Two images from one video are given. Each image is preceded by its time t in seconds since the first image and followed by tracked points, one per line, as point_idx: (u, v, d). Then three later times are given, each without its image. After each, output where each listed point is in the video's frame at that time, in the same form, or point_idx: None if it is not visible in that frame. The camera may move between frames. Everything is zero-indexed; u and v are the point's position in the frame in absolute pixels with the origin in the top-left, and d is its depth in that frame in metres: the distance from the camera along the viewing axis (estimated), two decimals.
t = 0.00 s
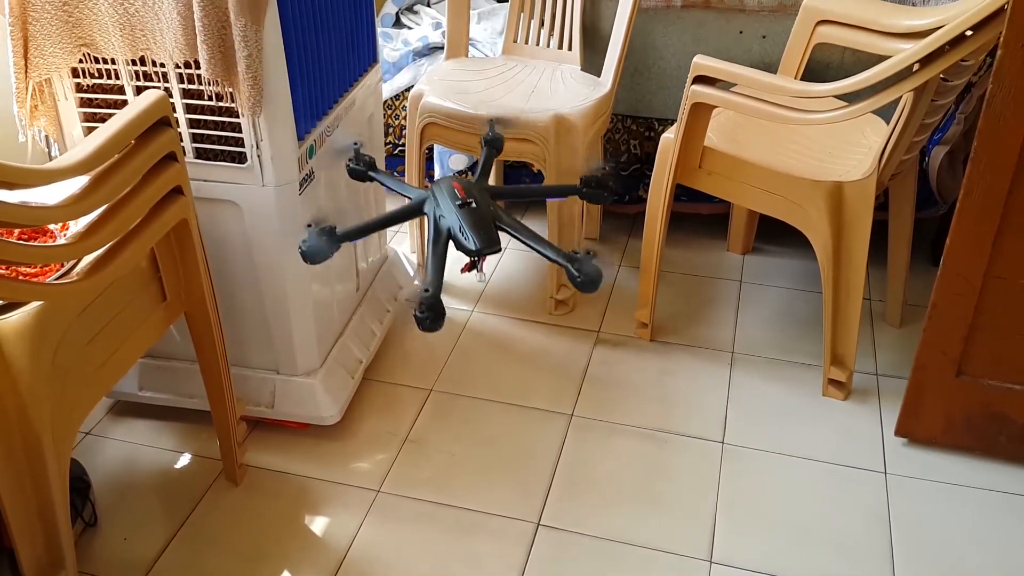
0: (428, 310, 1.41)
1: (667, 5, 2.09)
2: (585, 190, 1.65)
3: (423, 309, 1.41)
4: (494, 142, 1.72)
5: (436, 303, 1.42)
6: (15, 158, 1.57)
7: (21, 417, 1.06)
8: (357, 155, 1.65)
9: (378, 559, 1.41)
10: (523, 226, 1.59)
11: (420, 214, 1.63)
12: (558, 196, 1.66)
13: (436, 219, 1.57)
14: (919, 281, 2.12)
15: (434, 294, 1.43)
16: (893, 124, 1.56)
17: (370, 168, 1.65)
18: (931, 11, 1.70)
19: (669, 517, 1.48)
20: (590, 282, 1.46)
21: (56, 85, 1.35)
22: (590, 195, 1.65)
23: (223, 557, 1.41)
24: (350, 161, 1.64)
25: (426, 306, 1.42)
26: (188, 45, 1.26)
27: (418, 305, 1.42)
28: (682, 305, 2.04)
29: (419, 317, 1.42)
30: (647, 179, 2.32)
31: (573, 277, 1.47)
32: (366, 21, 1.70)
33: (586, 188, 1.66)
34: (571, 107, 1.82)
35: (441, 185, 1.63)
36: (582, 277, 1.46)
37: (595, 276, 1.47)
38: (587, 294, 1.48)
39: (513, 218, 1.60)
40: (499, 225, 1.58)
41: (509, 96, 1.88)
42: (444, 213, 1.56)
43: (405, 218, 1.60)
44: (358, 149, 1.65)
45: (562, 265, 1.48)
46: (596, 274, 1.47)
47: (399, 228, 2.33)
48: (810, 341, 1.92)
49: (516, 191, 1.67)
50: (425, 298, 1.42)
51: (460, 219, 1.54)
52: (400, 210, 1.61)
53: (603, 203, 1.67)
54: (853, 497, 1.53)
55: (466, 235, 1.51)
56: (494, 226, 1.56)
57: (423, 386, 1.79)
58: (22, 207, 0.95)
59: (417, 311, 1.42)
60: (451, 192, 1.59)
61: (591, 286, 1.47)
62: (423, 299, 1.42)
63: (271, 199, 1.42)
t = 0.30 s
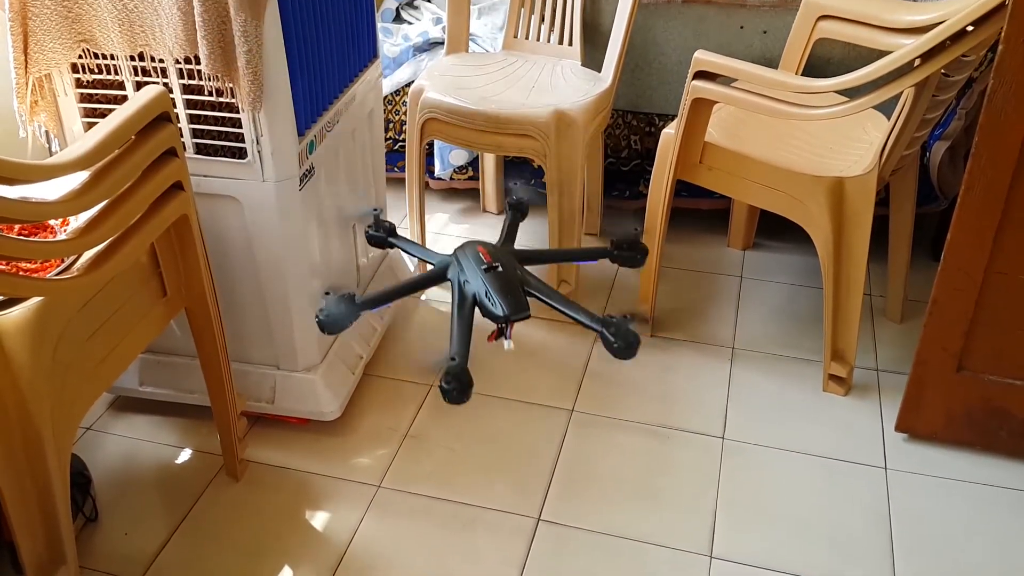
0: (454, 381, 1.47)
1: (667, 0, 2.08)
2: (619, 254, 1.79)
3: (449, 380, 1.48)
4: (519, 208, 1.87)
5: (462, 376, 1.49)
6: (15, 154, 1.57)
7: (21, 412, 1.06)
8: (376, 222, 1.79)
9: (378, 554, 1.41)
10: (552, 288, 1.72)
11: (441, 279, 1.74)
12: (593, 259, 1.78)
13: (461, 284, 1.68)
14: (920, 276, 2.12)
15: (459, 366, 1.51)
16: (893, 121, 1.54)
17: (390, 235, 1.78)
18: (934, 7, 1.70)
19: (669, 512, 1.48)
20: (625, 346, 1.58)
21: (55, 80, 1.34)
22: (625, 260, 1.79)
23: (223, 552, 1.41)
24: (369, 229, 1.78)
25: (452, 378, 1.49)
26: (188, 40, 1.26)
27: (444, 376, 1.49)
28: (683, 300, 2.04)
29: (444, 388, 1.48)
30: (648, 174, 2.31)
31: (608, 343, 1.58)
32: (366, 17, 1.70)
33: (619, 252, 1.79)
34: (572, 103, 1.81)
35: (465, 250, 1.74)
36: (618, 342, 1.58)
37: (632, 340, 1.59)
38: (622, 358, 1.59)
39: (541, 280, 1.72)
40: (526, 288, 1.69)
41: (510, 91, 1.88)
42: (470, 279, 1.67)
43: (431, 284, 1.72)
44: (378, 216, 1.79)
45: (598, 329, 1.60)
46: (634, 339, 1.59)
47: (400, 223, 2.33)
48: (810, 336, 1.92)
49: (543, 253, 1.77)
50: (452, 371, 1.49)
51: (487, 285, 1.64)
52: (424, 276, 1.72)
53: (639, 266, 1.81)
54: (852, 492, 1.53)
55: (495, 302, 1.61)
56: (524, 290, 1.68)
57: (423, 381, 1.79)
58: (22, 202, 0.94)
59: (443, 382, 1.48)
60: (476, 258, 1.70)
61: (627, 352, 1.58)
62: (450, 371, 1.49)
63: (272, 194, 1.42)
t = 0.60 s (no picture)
0: (464, 429, 1.41)
1: None
2: (637, 279, 1.79)
3: (459, 429, 1.41)
4: (530, 228, 1.87)
5: (472, 423, 1.42)
6: (13, 134, 1.57)
7: (22, 391, 1.07)
8: (378, 247, 1.80)
9: (378, 532, 1.42)
10: (567, 320, 1.66)
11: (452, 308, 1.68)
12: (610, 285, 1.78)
13: (471, 316, 1.62)
14: (920, 256, 2.12)
15: (470, 411, 1.44)
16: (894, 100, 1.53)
17: (393, 259, 1.79)
18: None
19: (668, 490, 1.49)
20: (647, 386, 1.51)
21: (53, 60, 1.34)
22: (641, 284, 1.79)
23: (225, 530, 1.42)
24: (372, 252, 1.79)
25: (462, 426, 1.42)
26: (186, 19, 1.25)
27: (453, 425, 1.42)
28: (683, 280, 2.04)
29: (455, 437, 1.41)
30: (648, 155, 2.29)
31: (630, 383, 1.51)
32: None
33: (637, 275, 1.79)
34: (572, 83, 1.81)
35: (475, 277, 1.68)
36: (640, 382, 1.51)
37: (655, 380, 1.52)
38: (645, 400, 1.52)
39: (554, 312, 1.66)
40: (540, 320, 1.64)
41: (509, 71, 1.87)
42: (481, 311, 1.61)
43: (439, 312, 1.67)
44: (380, 241, 1.80)
45: (618, 367, 1.53)
46: (658, 380, 1.52)
47: (400, 202, 2.33)
48: (809, 316, 1.93)
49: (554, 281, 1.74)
50: (461, 418, 1.43)
51: (498, 318, 1.57)
52: (433, 306, 1.67)
53: (657, 291, 1.81)
54: (850, 470, 1.54)
55: (507, 337, 1.54)
56: (536, 321, 1.62)
57: (423, 361, 1.79)
58: (21, 182, 0.94)
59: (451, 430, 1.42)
60: (487, 286, 1.64)
61: (651, 394, 1.51)
62: (460, 418, 1.43)
63: (271, 174, 1.41)
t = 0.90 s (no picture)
0: (455, 439, 1.42)
1: None
2: (643, 283, 1.80)
3: (451, 438, 1.42)
4: (528, 222, 1.88)
5: (465, 432, 1.43)
6: (10, 115, 1.55)
7: (21, 374, 1.06)
8: (362, 233, 1.74)
9: (379, 515, 1.42)
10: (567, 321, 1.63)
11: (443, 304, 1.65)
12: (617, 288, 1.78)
13: (465, 313, 1.58)
14: (920, 238, 2.12)
15: (463, 420, 1.44)
16: (897, 79, 1.52)
17: (378, 248, 1.74)
18: None
19: (668, 472, 1.50)
20: (658, 401, 1.49)
21: (50, 40, 1.32)
22: (652, 287, 1.81)
23: (226, 513, 1.42)
24: (355, 240, 1.74)
25: (455, 434, 1.43)
26: None
27: (445, 432, 1.43)
28: (683, 262, 2.03)
29: (445, 445, 1.42)
30: (648, 135, 2.29)
31: (640, 397, 1.49)
32: None
33: (647, 278, 1.82)
34: (572, 63, 1.79)
35: (473, 273, 1.63)
36: (652, 397, 1.49)
37: (667, 396, 1.50)
38: (654, 415, 1.50)
39: (554, 312, 1.62)
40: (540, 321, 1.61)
41: (508, 51, 1.85)
42: (478, 309, 1.57)
43: (430, 307, 1.64)
44: (365, 227, 1.74)
45: (627, 378, 1.52)
46: (670, 395, 1.50)
47: (399, 184, 2.31)
48: (809, 298, 1.93)
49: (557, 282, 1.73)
50: (455, 426, 1.43)
51: (495, 318, 1.53)
52: (425, 301, 1.63)
53: (666, 297, 1.84)
54: (849, 453, 1.54)
55: (504, 339, 1.50)
56: (535, 322, 1.58)
57: (423, 344, 1.79)
58: (18, 163, 0.93)
59: (443, 437, 1.43)
60: (483, 284, 1.60)
61: (663, 409, 1.49)
62: (454, 426, 1.43)
63: (269, 156, 1.40)
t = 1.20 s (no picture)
0: (486, 415, 1.20)
1: None
2: (685, 236, 1.53)
3: (480, 415, 1.21)
4: (551, 178, 1.63)
5: (496, 406, 1.22)
6: (10, 115, 1.55)
7: (21, 374, 1.06)
8: (371, 204, 1.57)
9: (379, 515, 1.42)
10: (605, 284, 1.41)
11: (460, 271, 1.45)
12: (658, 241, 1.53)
13: (487, 279, 1.38)
14: (920, 238, 2.12)
15: (493, 393, 1.24)
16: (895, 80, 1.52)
17: (389, 218, 1.56)
18: None
19: (667, 473, 1.50)
20: (709, 360, 1.28)
21: (49, 40, 1.32)
22: (691, 242, 1.53)
23: (225, 513, 1.42)
24: (363, 211, 1.57)
25: (484, 411, 1.22)
26: None
27: (473, 409, 1.22)
28: (682, 262, 2.04)
29: (475, 423, 1.21)
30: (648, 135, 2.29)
31: (689, 357, 1.28)
32: None
33: (694, 232, 1.54)
34: (572, 63, 1.79)
35: (491, 234, 1.44)
36: (703, 355, 1.28)
37: (720, 352, 1.29)
38: (707, 376, 1.29)
39: (585, 272, 1.41)
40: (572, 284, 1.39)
41: (508, 51, 1.85)
42: (500, 273, 1.37)
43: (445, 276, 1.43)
44: (374, 197, 1.57)
45: (674, 337, 1.31)
46: (723, 351, 1.29)
47: (399, 184, 2.32)
48: (809, 298, 1.93)
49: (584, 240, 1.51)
50: (484, 402, 1.22)
51: (521, 281, 1.33)
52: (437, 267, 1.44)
53: (708, 249, 1.55)
54: (849, 453, 1.54)
55: (534, 305, 1.29)
56: (566, 284, 1.37)
57: (422, 344, 1.79)
58: (19, 164, 0.93)
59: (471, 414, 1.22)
60: (505, 246, 1.40)
61: (716, 368, 1.28)
62: (482, 402, 1.22)
63: (269, 156, 1.40)
